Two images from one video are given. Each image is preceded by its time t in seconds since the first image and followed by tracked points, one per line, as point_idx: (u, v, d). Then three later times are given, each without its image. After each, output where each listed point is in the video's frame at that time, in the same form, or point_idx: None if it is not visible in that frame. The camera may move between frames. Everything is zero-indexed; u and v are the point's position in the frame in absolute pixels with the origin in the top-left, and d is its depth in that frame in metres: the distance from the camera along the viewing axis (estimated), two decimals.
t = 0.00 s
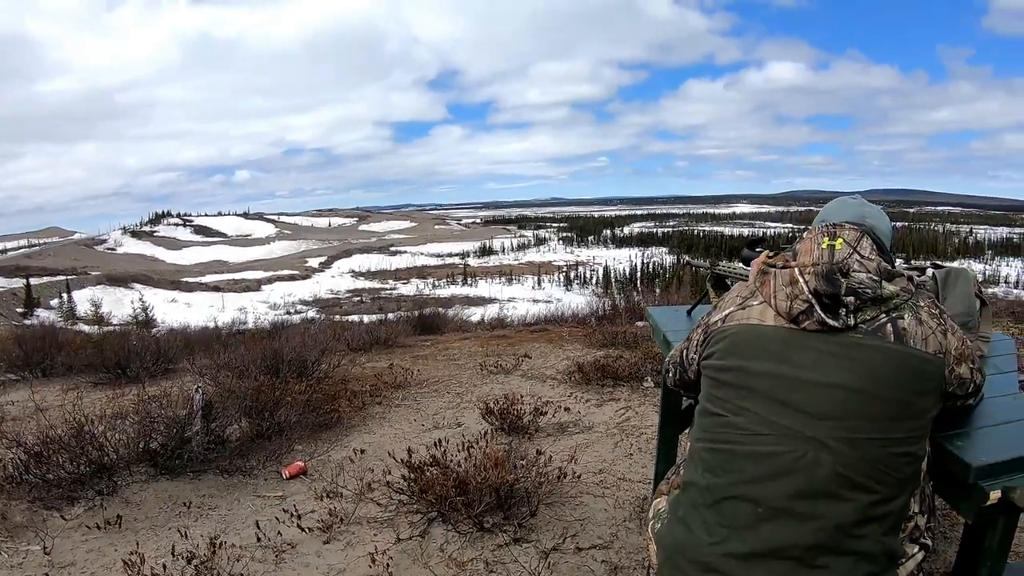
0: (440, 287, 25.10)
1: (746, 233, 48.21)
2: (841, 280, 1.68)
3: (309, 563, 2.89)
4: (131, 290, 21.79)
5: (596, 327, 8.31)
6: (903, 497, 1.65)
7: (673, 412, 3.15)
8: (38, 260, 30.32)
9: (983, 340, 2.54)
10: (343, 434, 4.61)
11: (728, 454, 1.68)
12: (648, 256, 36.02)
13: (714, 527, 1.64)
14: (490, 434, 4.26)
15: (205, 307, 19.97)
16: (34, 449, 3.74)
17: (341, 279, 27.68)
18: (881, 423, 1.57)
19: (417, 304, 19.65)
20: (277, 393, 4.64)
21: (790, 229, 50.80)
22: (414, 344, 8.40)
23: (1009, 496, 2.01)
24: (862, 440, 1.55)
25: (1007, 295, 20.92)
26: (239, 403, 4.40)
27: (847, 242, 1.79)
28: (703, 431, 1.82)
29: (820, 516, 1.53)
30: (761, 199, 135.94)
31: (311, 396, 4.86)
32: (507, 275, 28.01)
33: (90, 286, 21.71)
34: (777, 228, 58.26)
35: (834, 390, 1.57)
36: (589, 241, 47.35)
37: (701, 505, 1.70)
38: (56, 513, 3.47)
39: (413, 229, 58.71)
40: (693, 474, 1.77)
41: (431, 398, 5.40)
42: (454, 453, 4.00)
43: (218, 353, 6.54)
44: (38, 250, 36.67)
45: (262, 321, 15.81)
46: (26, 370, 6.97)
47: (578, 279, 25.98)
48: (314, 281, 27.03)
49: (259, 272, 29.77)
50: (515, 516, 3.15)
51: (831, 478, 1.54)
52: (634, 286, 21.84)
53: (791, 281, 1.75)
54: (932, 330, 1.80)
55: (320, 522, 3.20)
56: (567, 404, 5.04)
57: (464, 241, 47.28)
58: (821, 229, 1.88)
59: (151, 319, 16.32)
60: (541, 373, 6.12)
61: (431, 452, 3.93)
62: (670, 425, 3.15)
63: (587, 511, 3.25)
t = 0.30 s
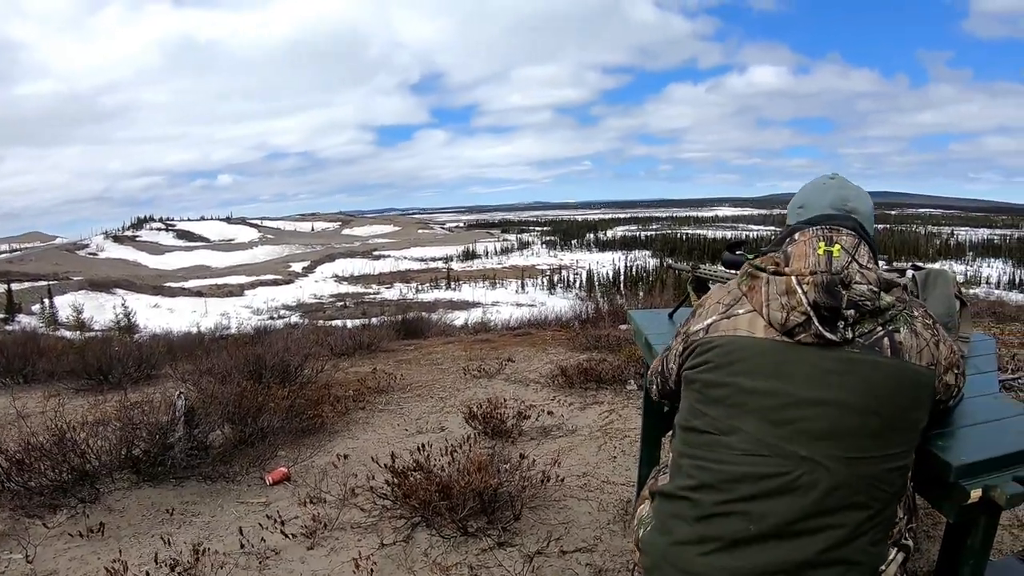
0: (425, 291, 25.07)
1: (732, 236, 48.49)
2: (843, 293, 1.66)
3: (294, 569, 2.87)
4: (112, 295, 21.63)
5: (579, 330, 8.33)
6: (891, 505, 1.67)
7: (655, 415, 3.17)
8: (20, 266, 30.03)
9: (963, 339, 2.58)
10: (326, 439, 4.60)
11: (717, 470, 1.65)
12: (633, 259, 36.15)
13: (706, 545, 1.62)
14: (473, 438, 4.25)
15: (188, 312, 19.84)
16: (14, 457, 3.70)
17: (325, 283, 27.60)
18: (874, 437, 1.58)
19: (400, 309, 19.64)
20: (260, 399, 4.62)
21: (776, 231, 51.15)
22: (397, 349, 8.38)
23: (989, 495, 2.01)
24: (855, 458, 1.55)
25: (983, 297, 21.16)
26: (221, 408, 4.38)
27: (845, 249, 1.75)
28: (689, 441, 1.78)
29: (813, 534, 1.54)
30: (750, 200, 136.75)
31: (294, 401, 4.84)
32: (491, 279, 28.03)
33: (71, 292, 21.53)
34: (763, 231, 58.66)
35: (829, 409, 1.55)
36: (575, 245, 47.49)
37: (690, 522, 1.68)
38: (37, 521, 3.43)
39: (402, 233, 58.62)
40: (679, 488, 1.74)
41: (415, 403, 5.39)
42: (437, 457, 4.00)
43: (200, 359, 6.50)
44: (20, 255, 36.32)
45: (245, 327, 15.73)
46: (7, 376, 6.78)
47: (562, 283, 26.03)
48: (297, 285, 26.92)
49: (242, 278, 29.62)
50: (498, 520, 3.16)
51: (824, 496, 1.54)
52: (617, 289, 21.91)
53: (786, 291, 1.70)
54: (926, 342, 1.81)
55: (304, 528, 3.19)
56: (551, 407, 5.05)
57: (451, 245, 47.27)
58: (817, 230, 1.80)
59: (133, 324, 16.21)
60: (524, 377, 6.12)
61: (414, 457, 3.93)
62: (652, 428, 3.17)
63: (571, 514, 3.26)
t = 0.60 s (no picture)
0: (408, 295, 25.02)
1: (718, 237, 48.72)
2: (795, 304, 1.63)
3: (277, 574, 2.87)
4: (94, 300, 21.44)
5: (564, 333, 8.34)
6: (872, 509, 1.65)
7: (638, 418, 3.18)
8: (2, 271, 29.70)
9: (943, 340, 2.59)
10: (310, 444, 4.59)
11: (687, 477, 1.68)
12: (619, 262, 36.22)
13: (676, 549, 1.67)
14: (458, 442, 4.25)
15: (170, 316, 19.70)
16: None
17: (307, 287, 27.47)
18: (845, 445, 1.55)
19: (384, 312, 19.61)
20: (244, 404, 4.60)
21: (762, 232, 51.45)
22: (382, 353, 8.37)
23: (970, 494, 2.00)
24: (824, 467, 1.54)
25: (962, 296, 21.36)
26: (205, 414, 4.36)
27: (800, 254, 1.80)
28: (666, 448, 1.81)
29: (780, 541, 1.55)
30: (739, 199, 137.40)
31: (279, 406, 4.83)
32: (474, 282, 28.00)
33: (52, 297, 21.33)
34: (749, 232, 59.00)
35: (794, 418, 1.55)
36: (561, 247, 47.56)
37: (663, 527, 1.72)
38: (20, 527, 3.40)
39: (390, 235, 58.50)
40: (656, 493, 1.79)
41: (399, 407, 5.39)
42: (421, 461, 4.00)
43: (184, 364, 6.47)
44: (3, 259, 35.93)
45: (228, 331, 15.64)
46: None
47: (546, 286, 26.07)
48: (279, 289, 26.78)
49: (226, 281, 29.45)
50: (483, 523, 3.16)
51: (791, 504, 1.55)
52: (602, 292, 21.94)
53: (740, 303, 1.69)
54: (898, 341, 1.75)
55: (288, 533, 3.18)
56: (535, 410, 5.05)
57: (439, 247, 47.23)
58: (774, 234, 1.88)
59: (115, 329, 16.09)
60: (508, 381, 6.12)
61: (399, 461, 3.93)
62: (636, 431, 3.19)
63: (556, 517, 3.27)
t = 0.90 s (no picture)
0: (391, 298, 24.99)
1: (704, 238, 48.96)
2: (750, 293, 1.62)
3: None
4: (76, 305, 21.27)
5: (546, 336, 8.37)
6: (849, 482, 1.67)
7: (622, 419, 3.21)
8: None
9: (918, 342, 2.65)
10: (293, 449, 4.58)
11: (667, 468, 1.68)
12: (604, 264, 36.30)
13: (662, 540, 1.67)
14: (441, 445, 4.26)
15: (153, 321, 19.58)
16: None
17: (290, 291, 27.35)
18: (817, 423, 1.57)
19: (369, 315, 19.59)
20: (227, 408, 4.57)
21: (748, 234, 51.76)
22: (365, 357, 8.36)
23: (951, 492, 2.01)
24: (799, 444, 1.56)
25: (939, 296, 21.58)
26: (187, 419, 4.33)
27: (752, 248, 1.86)
28: (644, 441, 1.81)
29: (764, 521, 1.56)
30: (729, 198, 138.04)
31: (262, 411, 4.82)
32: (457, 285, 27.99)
33: (34, 302, 21.14)
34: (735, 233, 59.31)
35: (766, 401, 1.56)
36: (547, 250, 47.67)
37: (648, 520, 1.73)
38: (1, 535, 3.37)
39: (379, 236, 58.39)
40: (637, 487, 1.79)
41: (382, 411, 5.38)
42: (405, 465, 4.00)
43: (166, 369, 6.43)
44: None
45: (211, 335, 15.57)
46: None
47: (529, 289, 26.12)
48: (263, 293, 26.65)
49: (210, 285, 29.29)
50: (467, 527, 3.17)
51: (771, 484, 1.56)
52: (586, 295, 22.04)
53: (700, 298, 1.69)
54: (856, 320, 1.73)
55: (272, 538, 3.17)
56: (519, 413, 5.06)
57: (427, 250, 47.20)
58: (728, 232, 1.94)
59: (97, 334, 15.96)
60: (491, 384, 6.13)
61: (382, 465, 3.93)
62: (619, 432, 3.21)
63: (540, 520, 3.28)
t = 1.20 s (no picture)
0: (374, 300, 24.91)
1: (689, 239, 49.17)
2: (750, 297, 1.66)
3: None
4: (56, 308, 21.04)
5: (529, 338, 8.38)
6: (831, 490, 1.70)
7: (605, 420, 3.23)
8: None
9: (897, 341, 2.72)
10: (274, 452, 4.56)
11: (654, 474, 1.67)
12: (589, 266, 36.36)
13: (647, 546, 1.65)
14: (422, 448, 4.25)
15: (134, 324, 19.40)
16: None
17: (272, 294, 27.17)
18: (805, 430, 1.60)
19: (350, 318, 19.53)
20: (208, 412, 4.55)
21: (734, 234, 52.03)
22: (347, 360, 8.33)
23: (931, 492, 2.02)
24: (787, 451, 1.58)
25: (916, 297, 21.78)
26: (168, 423, 4.30)
27: (750, 250, 1.86)
28: (626, 447, 1.79)
29: (752, 528, 1.57)
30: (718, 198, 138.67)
31: (243, 414, 4.79)
32: (440, 287, 27.94)
33: (13, 305, 20.88)
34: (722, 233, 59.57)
35: (756, 408, 1.57)
36: (533, 252, 47.73)
37: (631, 525, 1.70)
38: None
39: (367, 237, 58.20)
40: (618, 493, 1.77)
41: (364, 414, 5.37)
42: (387, 468, 4.00)
43: (146, 373, 6.39)
44: None
45: (191, 339, 15.45)
46: None
47: (512, 291, 26.13)
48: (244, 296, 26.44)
49: (193, 288, 29.06)
50: (449, 529, 3.18)
51: (759, 491, 1.57)
52: (568, 296, 22.09)
53: (696, 300, 1.71)
54: (846, 328, 1.82)
55: (253, 542, 3.15)
56: (501, 416, 5.07)
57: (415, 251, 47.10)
58: (724, 233, 1.91)
59: (77, 338, 15.79)
60: (473, 387, 6.13)
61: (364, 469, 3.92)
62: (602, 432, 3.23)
63: (522, 522, 3.30)
